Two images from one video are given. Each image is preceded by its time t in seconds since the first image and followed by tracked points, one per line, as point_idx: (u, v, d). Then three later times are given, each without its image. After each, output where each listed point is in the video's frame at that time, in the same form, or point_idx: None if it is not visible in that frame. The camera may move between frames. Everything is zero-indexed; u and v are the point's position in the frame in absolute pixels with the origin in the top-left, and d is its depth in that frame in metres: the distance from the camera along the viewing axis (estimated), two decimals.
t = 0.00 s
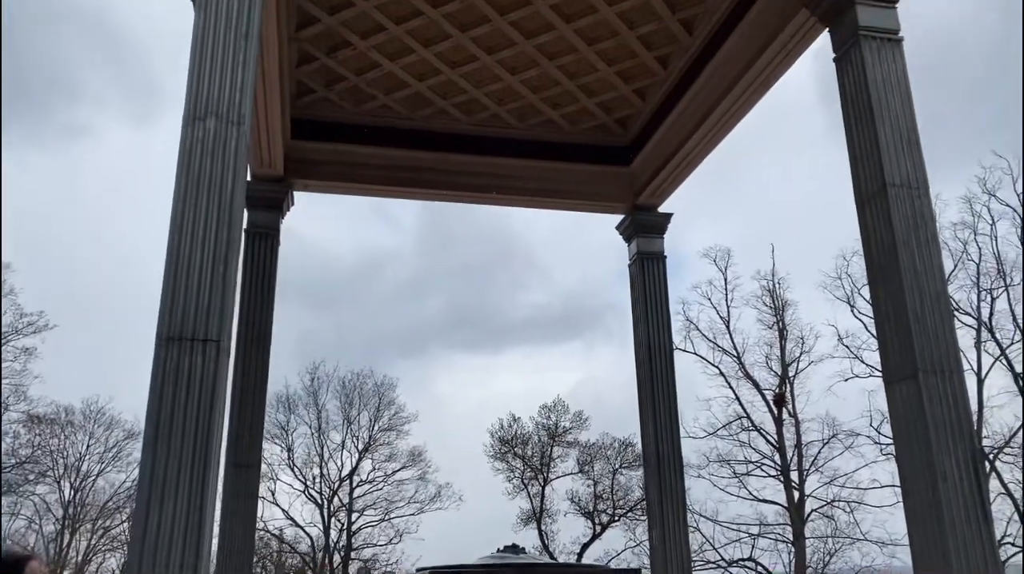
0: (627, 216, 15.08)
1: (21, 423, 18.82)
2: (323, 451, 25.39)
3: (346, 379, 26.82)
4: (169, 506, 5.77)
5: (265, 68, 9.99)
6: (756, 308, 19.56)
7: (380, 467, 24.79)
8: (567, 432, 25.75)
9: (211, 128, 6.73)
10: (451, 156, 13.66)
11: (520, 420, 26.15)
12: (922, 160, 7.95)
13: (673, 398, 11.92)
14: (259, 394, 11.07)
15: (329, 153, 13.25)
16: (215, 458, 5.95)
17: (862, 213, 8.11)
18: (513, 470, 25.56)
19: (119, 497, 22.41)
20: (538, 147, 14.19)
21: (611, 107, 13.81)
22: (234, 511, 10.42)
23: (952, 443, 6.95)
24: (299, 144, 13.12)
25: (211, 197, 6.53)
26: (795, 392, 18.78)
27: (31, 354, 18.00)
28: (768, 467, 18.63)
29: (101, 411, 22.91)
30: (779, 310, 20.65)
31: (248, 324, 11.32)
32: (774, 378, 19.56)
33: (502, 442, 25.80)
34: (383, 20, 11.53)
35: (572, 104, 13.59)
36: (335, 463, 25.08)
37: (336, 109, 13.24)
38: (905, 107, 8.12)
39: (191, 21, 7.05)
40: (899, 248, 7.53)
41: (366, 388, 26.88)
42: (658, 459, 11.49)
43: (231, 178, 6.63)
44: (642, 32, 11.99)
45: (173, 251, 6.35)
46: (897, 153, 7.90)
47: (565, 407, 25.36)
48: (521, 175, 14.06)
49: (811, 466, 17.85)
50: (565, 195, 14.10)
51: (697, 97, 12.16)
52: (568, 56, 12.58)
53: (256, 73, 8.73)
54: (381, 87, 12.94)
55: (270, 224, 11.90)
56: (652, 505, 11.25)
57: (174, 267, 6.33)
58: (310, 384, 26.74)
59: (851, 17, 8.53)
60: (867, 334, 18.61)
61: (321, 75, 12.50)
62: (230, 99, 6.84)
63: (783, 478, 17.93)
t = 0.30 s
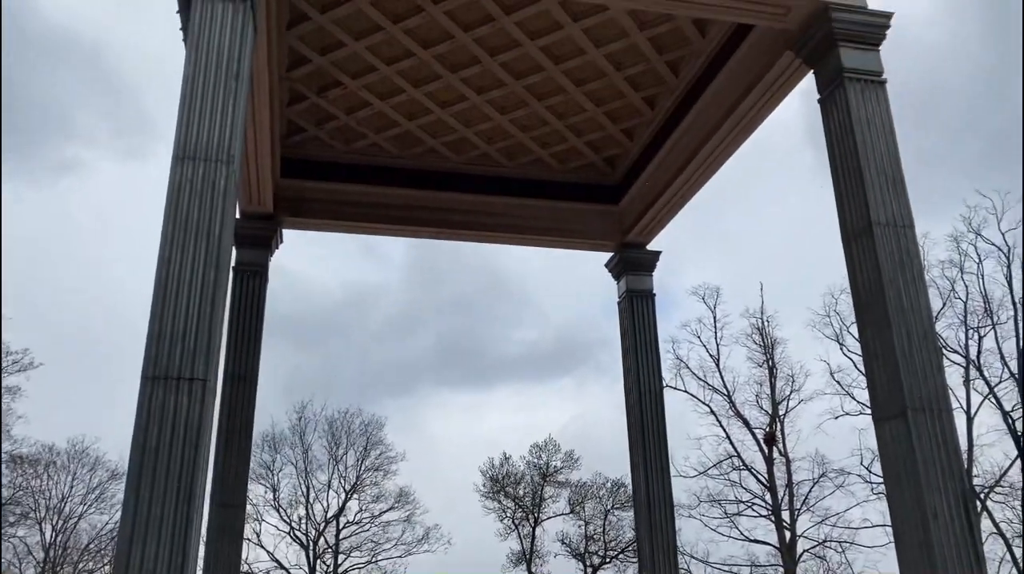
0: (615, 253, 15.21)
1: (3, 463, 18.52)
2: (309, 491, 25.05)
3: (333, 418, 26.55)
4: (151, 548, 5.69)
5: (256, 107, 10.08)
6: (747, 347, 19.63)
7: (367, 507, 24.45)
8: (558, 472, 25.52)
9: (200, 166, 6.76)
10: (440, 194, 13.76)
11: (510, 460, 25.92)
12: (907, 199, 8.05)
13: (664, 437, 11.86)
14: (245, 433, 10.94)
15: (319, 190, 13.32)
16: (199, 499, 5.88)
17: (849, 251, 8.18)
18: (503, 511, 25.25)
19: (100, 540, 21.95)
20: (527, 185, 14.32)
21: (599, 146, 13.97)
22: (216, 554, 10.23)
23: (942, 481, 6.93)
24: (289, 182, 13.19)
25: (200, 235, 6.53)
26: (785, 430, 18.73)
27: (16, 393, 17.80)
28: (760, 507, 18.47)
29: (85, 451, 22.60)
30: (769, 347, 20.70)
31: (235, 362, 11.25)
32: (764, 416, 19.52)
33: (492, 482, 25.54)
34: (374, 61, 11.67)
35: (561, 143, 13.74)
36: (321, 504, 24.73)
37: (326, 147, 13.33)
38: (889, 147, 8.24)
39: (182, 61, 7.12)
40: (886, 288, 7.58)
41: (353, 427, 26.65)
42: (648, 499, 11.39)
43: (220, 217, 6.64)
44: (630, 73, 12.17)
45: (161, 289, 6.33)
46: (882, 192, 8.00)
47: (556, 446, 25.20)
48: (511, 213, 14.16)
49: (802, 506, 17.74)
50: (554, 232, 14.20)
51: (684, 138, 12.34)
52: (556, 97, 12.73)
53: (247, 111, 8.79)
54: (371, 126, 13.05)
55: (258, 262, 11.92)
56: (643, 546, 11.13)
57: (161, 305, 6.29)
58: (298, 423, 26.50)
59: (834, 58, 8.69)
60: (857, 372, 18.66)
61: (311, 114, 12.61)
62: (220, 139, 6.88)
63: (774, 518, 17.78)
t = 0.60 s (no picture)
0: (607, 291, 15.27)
1: None
2: (297, 533, 24.65)
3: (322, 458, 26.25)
4: None
5: (248, 147, 10.15)
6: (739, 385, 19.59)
7: (356, 550, 24.05)
8: (551, 513, 25.19)
9: (191, 206, 6.78)
10: (432, 232, 13.82)
11: (503, 500, 25.67)
12: (895, 239, 8.13)
13: (656, 477, 11.78)
14: (232, 473, 10.81)
15: (309, 229, 13.37)
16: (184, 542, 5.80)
17: (838, 291, 8.24)
18: (495, 552, 24.91)
19: None
20: (518, 224, 14.42)
21: (589, 185, 14.10)
22: None
23: (935, 521, 6.88)
24: (280, 221, 13.24)
25: (189, 274, 6.53)
26: (778, 470, 18.62)
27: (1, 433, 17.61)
28: (753, 548, 18.27)
29: (69, 493, 22.26)
30: (761, 386, 20.65)
31: (223, 401, 11.16)
32: (757, 456, 19.41)
33: (484, 522, 25.26)
34: (366, 101, 11.80)
35: (552, 182, 13.86)
36: (309, 546, 24.31)
37: (317, 186, 13.41)
38: (876, 187, 8.35)
39: (175, 101, 7.18)
40: (875, 327, 7.62)
41: (342, 467, 26.34)
42: (640, 539, 11.27)
43: (210, 256, 6.65)
44: (619, 114, 12.33)
45: (150, 329, 6.30)
46: (870, 232, 8.08)
47: (548, 486, 24.95)
48: (501, 251, 14.23)
49: (795, 547, 17.56)
50: (545, 270, 14.26)
51: (673, 178, 12.47)
52: (547, 136, 12.87)
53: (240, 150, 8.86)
54: (363, 165, 13.14)
55: (248, 300, 11.91)
56: None
57: (149, 344, 6.26)
58: (286, 463, 26.18)
59: (820, 100, 8.85)
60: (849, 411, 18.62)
61: (303, 153, 12.71)
62: (212, 178, 6.92)
63: (768, 559, 17.57)
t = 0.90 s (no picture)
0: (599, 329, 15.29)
1: None
2: None
3: (313, 498, 25.90)
4: None
5: (241, 185, 10.20)
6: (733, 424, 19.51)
7: None
8: (545, 555, 24.68)
9: (183, 244, 6.78)
10: (424, 270, 13.85)
11: (496, 541, 25.30)
12: (886, 278, 8.18)
13: (650, 517, 11.66)
14: (220, 514, 10.64)
15: (302, 267, 13.39)
16: None
17: (830, 329, 8.25)
18: None
19: None
20: (510, 262, 14.47)
21: (581, 224, 14.20)
22: None
23: (932, 563, 6.81)
24: (273, 259, 13.26)
25: (180, 312, 6.50)
26: (772, 510, 18.44)
27: None
28: None
29: (54, 534, 21.91)
30: (755, 425, 20.56)
31: (212, 440, 11.05)
32: (751, 496, 19.25)
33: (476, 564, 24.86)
34: (360, 140, 11.92)
35: (544, 220, 13.96)
36: None
37: (310, 224, 13.46)
38: (866, 226, 8.44)
39: (169, 140, 7.23)
40: (868, 366, 7.63)
41: (333, 508, 25.99)
42: None
43: (201, 294, 6.63)
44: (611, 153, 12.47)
45: (139, 367, 6.25)
46: (860, 271, 8.14)
47: (541, 527, 24.63)
48: (494, 289, 14.26)
49: None
50: (537, 308, 14.29)
51: (664, 216, 12.56)
52: (538, 175, 12.98)
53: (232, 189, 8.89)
54: (355, 203, 13.22)
55: (238, 338, 11.87)
56: None
57: (138, 384, 6.20)
58: (276, 503, 25.84)
59: (809, 140, 8.99)
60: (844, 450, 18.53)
61: (296, 192, 12.78)
62: (204, 217, 6.94)
63: None
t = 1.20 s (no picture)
0: (593, 366, 15.26)
1: None
2: None
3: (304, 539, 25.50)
4: None
5: (235, 222, 10.22)
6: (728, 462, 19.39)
7: None
8: None
9: (175, 281, 6.77)
10: (418, 307, 13.85)
11: None
12: (877, 315, 8.21)
13: (645, 557, 11.50)
14: (207, 554, 10.45)
15: (295, 304, 13.37)
16: None
17: (823, 366, 8.25)
18: None
19: None
20: (504, 299, 14.49)
21: (574, 260, 14.26)
22: None
23: None
24: (266, 295, 13.24)
25: (172, 350, 6.46)
26: (768, 549, 18.21)
27: None
28: None
29: None
30: (749, 463, 20.43)
31: (202, 479, 10.92)
32: (746, 534, 19.03)
33: None
34: (354, 178, 12.00)
35: (537, 257, 14.01)
36: None
37: (304, 261, 13.48)
38: (857, 263, 8.49)
39: (163, 178, 7.26)
40: (861, 403, 7.61)
41: (324, 548, 25.59)
42: None
43: (193, 331, 6.60)
44: (603, 191, 12.58)
45: (129, 406, 6.20)
46: (852, 308, 8.17)
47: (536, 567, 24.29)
48: (487, 325, 14.24)
49: None
50: (530, 344, 14.25)
51: (657, 252, 12.62)
52: (531, 212, 13.06)
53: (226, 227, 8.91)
54: (349, 240, 13.25)
55: (230, 375, 11.80)
56: None
57: (128, 422, 6.14)
58: (267, 543, 25.44)
59: (800, 178, 9.09)
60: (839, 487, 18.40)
61: (290, 229, 12.81)
62: (197, 255, 6.94)
63: None
